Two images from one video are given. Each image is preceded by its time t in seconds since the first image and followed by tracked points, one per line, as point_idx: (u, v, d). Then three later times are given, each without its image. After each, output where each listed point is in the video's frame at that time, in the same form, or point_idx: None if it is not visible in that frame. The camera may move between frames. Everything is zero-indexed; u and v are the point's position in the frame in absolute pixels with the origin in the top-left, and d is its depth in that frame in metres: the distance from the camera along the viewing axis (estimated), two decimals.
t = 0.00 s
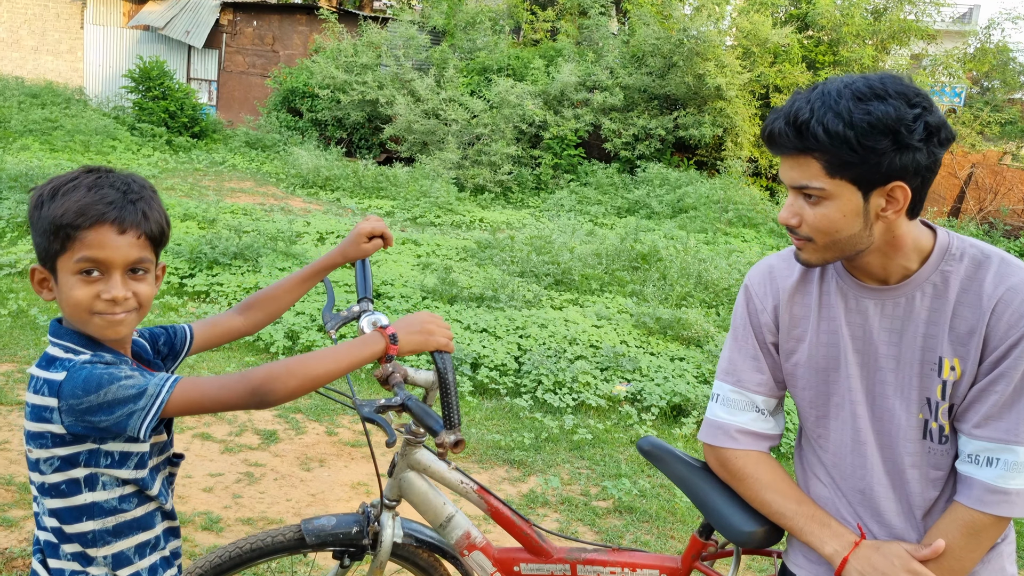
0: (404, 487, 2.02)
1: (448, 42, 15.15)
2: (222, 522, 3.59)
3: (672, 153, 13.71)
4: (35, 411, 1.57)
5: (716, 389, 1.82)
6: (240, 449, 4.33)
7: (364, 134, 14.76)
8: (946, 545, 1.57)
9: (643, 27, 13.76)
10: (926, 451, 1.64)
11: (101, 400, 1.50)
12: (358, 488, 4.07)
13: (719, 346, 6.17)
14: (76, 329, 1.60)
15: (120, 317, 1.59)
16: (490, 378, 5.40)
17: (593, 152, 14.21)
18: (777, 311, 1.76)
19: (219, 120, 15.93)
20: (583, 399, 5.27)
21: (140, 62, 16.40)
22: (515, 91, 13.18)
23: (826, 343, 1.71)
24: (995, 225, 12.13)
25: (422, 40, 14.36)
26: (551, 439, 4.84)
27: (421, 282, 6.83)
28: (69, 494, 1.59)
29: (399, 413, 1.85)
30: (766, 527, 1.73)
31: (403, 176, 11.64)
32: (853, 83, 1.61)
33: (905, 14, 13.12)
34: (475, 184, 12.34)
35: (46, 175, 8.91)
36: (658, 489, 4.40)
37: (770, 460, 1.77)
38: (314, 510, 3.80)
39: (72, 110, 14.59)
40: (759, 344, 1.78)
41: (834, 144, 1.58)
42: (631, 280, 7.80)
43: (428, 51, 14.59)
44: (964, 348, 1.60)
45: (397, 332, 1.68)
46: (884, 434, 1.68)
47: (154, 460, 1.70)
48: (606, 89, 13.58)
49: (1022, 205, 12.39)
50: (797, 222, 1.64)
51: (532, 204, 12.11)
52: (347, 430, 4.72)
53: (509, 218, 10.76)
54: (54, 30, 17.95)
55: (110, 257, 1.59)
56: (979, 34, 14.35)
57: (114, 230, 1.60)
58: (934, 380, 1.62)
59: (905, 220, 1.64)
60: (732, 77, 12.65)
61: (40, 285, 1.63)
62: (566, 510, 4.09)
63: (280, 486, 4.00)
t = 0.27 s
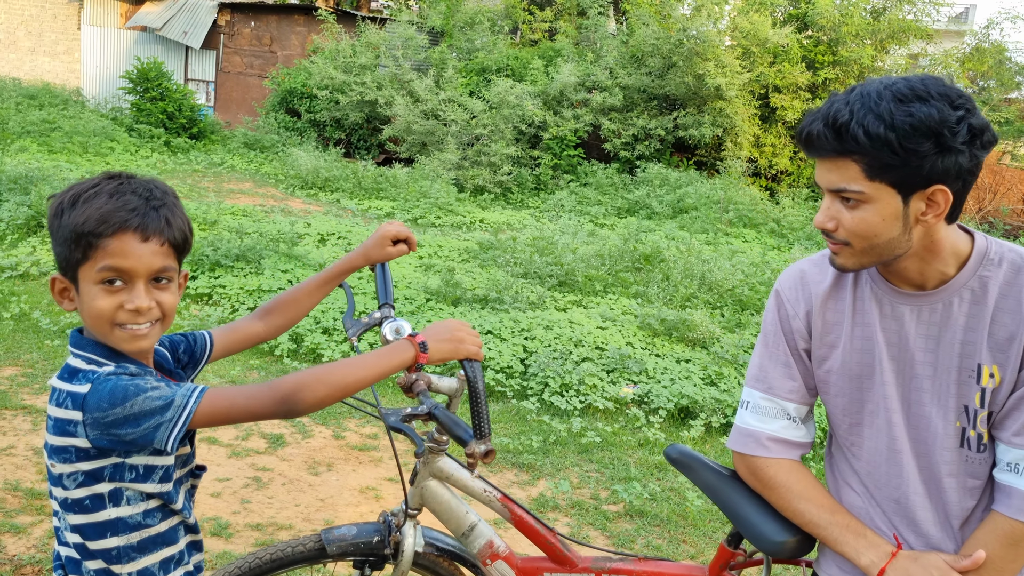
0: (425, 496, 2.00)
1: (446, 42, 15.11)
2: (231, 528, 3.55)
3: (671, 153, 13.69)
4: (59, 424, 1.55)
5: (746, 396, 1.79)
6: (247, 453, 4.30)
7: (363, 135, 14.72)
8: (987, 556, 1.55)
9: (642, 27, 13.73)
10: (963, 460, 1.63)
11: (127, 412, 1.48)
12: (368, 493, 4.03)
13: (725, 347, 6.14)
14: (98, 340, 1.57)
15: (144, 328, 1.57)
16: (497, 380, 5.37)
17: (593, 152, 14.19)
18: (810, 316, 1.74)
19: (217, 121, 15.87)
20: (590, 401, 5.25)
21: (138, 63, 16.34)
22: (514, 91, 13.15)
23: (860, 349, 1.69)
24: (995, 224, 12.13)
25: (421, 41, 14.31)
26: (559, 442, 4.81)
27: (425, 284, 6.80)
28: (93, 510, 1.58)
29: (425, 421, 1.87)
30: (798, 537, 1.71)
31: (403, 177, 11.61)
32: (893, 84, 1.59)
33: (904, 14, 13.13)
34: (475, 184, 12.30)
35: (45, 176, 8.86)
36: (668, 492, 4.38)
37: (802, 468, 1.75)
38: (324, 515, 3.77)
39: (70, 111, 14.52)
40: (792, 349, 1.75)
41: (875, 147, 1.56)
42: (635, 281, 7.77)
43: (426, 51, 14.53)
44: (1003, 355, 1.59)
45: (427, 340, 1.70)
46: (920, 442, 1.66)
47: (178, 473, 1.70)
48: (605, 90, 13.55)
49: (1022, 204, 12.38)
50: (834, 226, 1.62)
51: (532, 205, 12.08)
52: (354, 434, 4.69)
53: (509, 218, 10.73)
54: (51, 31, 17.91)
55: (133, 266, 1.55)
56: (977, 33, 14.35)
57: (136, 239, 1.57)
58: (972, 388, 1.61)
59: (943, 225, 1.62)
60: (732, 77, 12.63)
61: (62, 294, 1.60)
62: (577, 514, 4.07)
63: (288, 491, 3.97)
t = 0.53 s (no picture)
0: (423, 495, 1.99)
1: (443, 40, 15.09)
2: (228, 527, 3.54)
3: (668, 151, 13.69)
4: (59, 425, 1.54)
5: (743, 394, 1.79)
6: (244, 452, 4.29)
7: (360, 133, 14.71)
8: (984, 553, 1.55)
9: (639, 25, 13.72)
10: (960, 457, 1.63)
11: (130, 410, 1.48)
12: (365, 492, 4.03)
13: (722, 345, 6.14)
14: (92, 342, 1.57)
15: (132, 332, 1.55)
16: (494, 379, 5.37)
17: (590, 150, 14.19)
18: (806, 314, 1.74)
19: (213, 120, 15.85)
20: (587, 399, 5.24)
21: (134, 62, 16.31)
22: (511, 89, 13.14)
23: (857, 347, 1.69)
24: (991, 222, 12.14)
25: (417, 39, 14.30)
26: (557, 440, 4.81)
27: (422, 283, 6.79)
28: (94, 511, 1.58)
29: (427, 422, 1.87)
30: (795, 534, 1.70)
31: (400, 176, 11.60)
32: (889, 80, 1.59)
33: (901, 12, 13.15)
34: (472, 183, 12.29)
35: (42, 175, 8.84)
36: (665, 490, 4.38)
37: (799, 467, 1.75)
38: (321, 514, 3.76)
39: (66, 110, 14.49)
40: (788, 347, 1.75)
41: (871, 143, 1.56)
42: (632, 280, 7.77)
43: (423, 49, 14.50)
44: (999, 352, 1.59)
45: (433, 340, 1.68)
46: (917, 439, 1.67)
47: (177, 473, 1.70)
48: (602, 88, 13.55)
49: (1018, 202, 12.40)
50: (830, 223, 1.62)
51: (529, 203, 12.07)
52: (351, 432, 4.68)
53: (506, 217, 10.72)
54: (46, 30, 17.83)
55: (117, 269, 1.54)
56: (974, 31, 14.35)
57: (118, 241, 1.55)
58: (969, 385, 1.61)
59: (939, 222, 1.63)
60: (729, 75, 12.63)
61: (50, 299, 1.59)
62: (574, 512, 4.06)
63: (285, 489, 3.96)
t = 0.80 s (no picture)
0: (402, 493, 2.00)
1: (440, 40, 15.08)
2: (215, 525, 3.54)
3: (665, 151, 13.69)
4: (32, 424, 1.54)
5: (719, 393, 1.82)
6: (233, 450, 4.29)
7: (357, 133, 14.70)
8: (954, 550, 1.57)
9: (636, 25, 13.71)
10: (933, 455, 1.66)
11: (103, 405, 1.48)
12: (354, 490, 4.04)
13: (714, 345, 6.15)
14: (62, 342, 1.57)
15: (101, 330, 1.56)
16: (485, 378, 5.37)
17: (587, 150, 14.19)
18: (781, 314, 1.78)
19: (210, 119, 15.83)
20: (579, 399, 5.24)
21: (131, 60, 16.29)
22: (508, 89, 13.15)
23: (831, 345, 1.73)
24: (987, 222, 12.14)
25: (414, 39, 14.29)
26: (547, 439, 4.81)
27: (415, 282, 6.79)
28: (68, 509, 1.58)
29: (406, 422, 1.86)
30: (769, 533, 1.72)
31: (396, 175, 11.60)
32: (859, 79, 1.63)
33: (898, 12, 13.15)
34: (469, 182, 12.29)
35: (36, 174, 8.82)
36: (654, 489, 4.38)
37: (774, 465, 1.77)
38: (309, 512, 3.76)
39: (63, 109, 14.46)
40: (764, 346, 1.79)
41: (843, 140, 1.60)
42: (626, 279, 7.77)
43: (420, 49, 14.49)
44: (971, 350, 1.62)
45: (412, 336, 1.67)
46: (890, 437, 1.69)
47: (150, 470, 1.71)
48: (599, 87, 13.55)
49: (1014, 202, 12.41)
50: (803, 221, 1.66)
51: (525, 202, 12.07)
52: (341, 431, 4.68)
53: (502, 216, 10.72)
54: (43, 28, 17.79)
55: (82, 268, 1.54)
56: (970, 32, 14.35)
57: (80, 239, 1.55)
58: (941, 382, 1.64)
59: (911, 219, 1.66)
60: (726, 75, 12.63)
61: (15, 302, 1.59)
62: (563, 511, 4.07)
63: (274, 488, 3.96)
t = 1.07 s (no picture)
0: (391, 493, 2.00)
1: (442, 41, 15.10)
2: (210, 525, 3.55)
3: (666, 153, 13.69)
4: (19, 423, 1.55)
5: (706, 394, 1.84)
6: (229, 451, 4.30)
7: (358, 134, 14.72)
8: (938, 551, 1.61)
9: (638, 27, 13.70)
10: (918, 456, 1.69)
11: (90, 403, 1.49)
12: (349, 491, 4.04)
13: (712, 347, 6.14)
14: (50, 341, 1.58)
15: (89, 328, 1.56)
16: (482, 379, 5.37)
17: (588, 152, 14.18)
18: (767, 315, 1.81)
19: (212, 119, 15.85)
20: (576, 400, 5.24)
21: (133, 61, 16.32)
22: (509, 91, 13.15)
23: (817, 346, 1.76)
24: (989, 225, 12.11)
25: (416, 40, 14.31)
26: (543, 441, 4.82)
27: (414, 283, 6.80)
28: (54, 508, 1.58)
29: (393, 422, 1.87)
30: (755, 534, 1.74)
31: (397, 176, 11.61)
32: (842, 83, 1.65)
33: (900, 15, 13.13)
34: (470, 183, 12.30)
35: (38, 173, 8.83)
36: (650, 491, 4.38)
37: (760, 465, 1.80)
38: (304, 513, 3.77)
39: (64, 109, 14.49)
40: (750, 347, 1.82)
41: (826, 142, 1.61)
42: (625, 281, 7.76)
43: (422, 50, 14.50)
44: (954, 351, 1.65)
45: (399, 332, 1.67)
46: (875, 438, 1.73)
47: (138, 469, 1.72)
48: (601, 89, 13.53)
49: (1015, 205, 12.37)
50: (788, 222, 1.68)
51: (526, 204, 12.07)
52: (337, 432, 4.69)
53: (503, 218, 10.72)
54: (46, 28, 17.82)
55: (70, 267, 1.55)
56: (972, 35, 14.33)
57: (67, 237, 1.56)
58: (925, 384, 1.67)
59: (895, 221, 1.69)
60: (727, 77, 12.62)
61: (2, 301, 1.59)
62: (558, 512, 4.07)
63: (269, 489, 3.97)
